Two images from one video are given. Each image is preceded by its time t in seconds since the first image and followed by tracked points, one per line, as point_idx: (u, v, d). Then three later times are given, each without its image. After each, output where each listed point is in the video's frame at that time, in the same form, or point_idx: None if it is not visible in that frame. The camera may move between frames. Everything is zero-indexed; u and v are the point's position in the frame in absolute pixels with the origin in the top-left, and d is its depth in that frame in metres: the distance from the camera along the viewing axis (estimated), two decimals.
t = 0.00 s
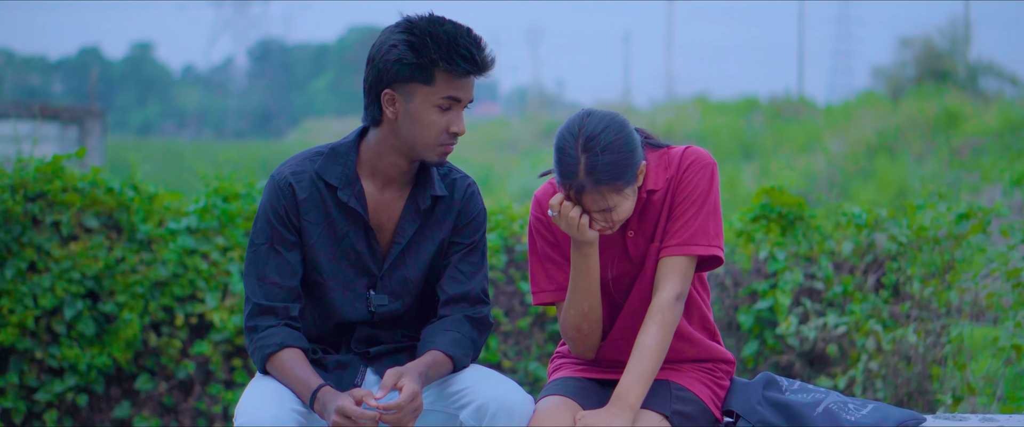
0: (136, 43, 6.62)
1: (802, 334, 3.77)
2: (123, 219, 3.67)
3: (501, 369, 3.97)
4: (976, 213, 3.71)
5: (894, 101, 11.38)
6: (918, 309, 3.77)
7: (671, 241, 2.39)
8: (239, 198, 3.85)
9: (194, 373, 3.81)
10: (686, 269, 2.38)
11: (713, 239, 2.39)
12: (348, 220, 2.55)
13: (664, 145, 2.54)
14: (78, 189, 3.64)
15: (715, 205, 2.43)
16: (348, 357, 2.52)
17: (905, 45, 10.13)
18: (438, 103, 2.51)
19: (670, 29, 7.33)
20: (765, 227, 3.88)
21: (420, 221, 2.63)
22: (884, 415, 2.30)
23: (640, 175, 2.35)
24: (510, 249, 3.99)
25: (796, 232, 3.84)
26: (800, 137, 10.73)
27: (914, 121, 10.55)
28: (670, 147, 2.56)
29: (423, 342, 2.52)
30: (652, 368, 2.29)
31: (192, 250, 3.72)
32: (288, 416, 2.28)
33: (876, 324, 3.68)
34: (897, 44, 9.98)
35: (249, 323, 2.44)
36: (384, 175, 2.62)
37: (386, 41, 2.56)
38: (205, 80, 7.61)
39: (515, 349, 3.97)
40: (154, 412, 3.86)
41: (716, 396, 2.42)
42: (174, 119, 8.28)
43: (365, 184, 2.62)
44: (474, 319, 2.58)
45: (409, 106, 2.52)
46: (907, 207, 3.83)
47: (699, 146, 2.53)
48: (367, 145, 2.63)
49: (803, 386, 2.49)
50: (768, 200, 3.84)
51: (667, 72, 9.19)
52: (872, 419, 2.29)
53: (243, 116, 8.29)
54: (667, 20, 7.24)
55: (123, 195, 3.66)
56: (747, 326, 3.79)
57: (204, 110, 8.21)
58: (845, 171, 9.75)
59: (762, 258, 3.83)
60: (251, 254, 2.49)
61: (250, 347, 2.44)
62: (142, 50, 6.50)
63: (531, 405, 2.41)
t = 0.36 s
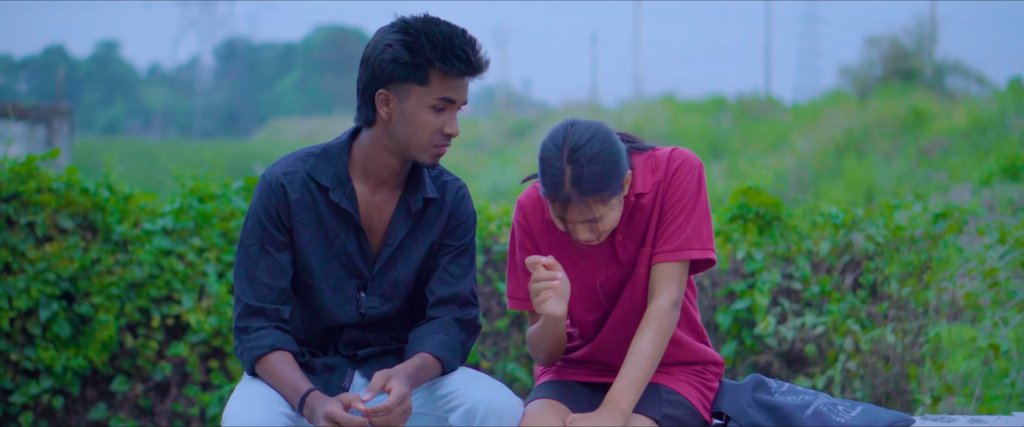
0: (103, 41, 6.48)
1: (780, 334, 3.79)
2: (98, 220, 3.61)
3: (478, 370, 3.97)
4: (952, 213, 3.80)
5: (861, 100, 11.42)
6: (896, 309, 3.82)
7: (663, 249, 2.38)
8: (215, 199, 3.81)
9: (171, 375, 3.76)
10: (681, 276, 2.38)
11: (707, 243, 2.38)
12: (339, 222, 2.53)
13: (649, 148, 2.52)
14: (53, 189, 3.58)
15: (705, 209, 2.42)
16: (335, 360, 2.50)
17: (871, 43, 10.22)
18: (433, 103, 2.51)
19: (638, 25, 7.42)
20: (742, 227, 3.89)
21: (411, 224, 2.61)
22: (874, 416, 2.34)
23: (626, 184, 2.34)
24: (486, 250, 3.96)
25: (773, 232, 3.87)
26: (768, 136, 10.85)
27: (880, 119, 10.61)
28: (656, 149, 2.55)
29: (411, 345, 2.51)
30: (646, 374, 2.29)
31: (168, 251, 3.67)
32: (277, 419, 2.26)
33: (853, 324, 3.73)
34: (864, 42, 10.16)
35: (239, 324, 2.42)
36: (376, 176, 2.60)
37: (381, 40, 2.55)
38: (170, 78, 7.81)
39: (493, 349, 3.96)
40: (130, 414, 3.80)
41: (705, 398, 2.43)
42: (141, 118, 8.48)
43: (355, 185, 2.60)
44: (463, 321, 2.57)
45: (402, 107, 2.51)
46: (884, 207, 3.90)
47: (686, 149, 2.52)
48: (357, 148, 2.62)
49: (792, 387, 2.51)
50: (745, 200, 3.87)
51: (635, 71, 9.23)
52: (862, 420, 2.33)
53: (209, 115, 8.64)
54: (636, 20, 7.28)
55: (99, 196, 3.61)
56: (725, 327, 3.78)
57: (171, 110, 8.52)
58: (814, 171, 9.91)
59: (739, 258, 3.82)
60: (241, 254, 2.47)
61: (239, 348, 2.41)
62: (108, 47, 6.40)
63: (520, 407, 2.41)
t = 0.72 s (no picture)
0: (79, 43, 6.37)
1: (768, 337, 3.82)
2: (84, 221, 3.58)
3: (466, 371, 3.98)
4: (940, 215, 3.82)
5: (840, 101, 11.48)
6: (884, 311, 3.86)
7: (668, 260, 2.37)
8: (201, 200, 3.80)
9: (157, 376, 3.73)
10: (688, 287, 2.38)
11: (713, 251, 2.38)
12: (338, 226, 2.52)
13: (644, 154, 2.51)
14: (37, 191, 3.53)
15: (706, 219, 2.41)
16: (334, 363, 2.49)
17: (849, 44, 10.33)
18: (429, 109, 2.50)
19: (615, 26, 7.45)
20: (730, 229, 3.89)
21: (410, 228, 2.60)
22: (873, 420, 2.36)
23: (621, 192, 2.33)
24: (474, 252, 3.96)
25: (761, 234, 3.89)
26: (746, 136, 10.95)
27: (860, 120, 10.68)
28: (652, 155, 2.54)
29: (410, 348, 2.50)
30: (654, 384, 2.29)
31: (154, 253, 3.64)
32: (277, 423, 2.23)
33: (842, 326, 3.74)
34: (842, 43, 10.21)
35: (237, 327, 2.41)
36: (375, 180, 2.60)
37: (381, 45, 2.56)
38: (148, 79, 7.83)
39: (480, 351, 3.96)
40: (117, 416, 3.77)
41: (705, 403, 2.41)
42: (118, 118, 8.43)
43: (354, 189, 2.59)
44: (462, 324, 2.56)
45: (399, 112, 2.51)
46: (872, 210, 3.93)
47: (683, 156, 2.50)
48: (356, 152, 2.61)
49: (791, 391, 2.53)
50: (733, 202, 3.87)
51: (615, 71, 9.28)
52: (862, 425, 2.34)
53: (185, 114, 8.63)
54: (613, 23, 7.35)
55: (84, 197, 3.57)
56: (714, 329, 3.77)
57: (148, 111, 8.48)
58: (792, 170, 9.98)
59: (727, 260, 3.82)
60: (239, 258, 2.45)
61: (237, 352, 2.40)
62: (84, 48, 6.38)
63: (519, 411, 2.40)
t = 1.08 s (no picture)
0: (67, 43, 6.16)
1: (767, 338, 3.82)
2: (81, 223, 3.56)
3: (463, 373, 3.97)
4: (938, 216, 3.80)
5: (830, 101, 11.45)
6: (882, 312, 3.87)
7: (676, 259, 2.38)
8: (198, 202, 3.78)
9: (154, 379, 3.71)
10: (695, 286, 2.39)
11: (722, 250, 2.38)
12: (344, 228, 2.52)
13: (657, 148, 2.50)
14: (34, 193, 3.51)
15: (714, 217, 2.41)
16: (342, 366, 2.49)
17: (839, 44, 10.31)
18: (424, 105, 2.50)
19: (605, 27, 7.41)
20: (728, 230, 3.88)
21: (417, 230, 2.60)
22: (883, 422, 2.32)
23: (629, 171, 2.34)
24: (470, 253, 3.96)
25: (759, 235, 3.89)
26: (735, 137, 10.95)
27: (849, 121, 10.73)
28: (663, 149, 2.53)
29: (418, 351, 2.49)
30: (660, 384, 2.29)
31: (152, 255, 3.63)
32: None
33: (841, 327, 3.77)
34: (833, 44, 10.21)
35: (244, 332, 2.40)
36: (379, 182, 2.59)
37: (377, 44, 2.59)
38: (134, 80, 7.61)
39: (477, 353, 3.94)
40: (114, 418, 3.75)
41: (714, 405, 2.41)
42: (107, 119, 8.37)
43: (360, 193, 2.59)
44: (470, 327, 2.56)
45: (396, 109, 2.52)
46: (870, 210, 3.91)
47: (693, 153, 2.50)
48: (362, 154, 2.60)
49: (800, 393, 2.50)
50: (730, 203, 3.84)
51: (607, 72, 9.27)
52: None
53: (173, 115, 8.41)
54: (603, 24, 7.35)
55: (81, 199, 3.55)
56: (712, 330, 3.77)
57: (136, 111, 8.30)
58: (782, 171, 9.99)
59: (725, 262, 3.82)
60: (246, 262, 2.44)
61: (245, 356, 2.39)
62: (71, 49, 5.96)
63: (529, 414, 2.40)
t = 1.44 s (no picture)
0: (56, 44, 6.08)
1: (762, 338, 3.83)
2: (75, 225, 3.55)
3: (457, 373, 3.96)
4: (933, 217, 3.81)
5: (820, 101, 11.46)
6: (877, 312, 3.88)
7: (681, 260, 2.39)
8: (192, 203, 3.77)
9: (149, 381, 3.70)
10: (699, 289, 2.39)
11: (726, 255, 2.39)
12: (341, 229, 2.52)
13: (666, 149, 2.51)
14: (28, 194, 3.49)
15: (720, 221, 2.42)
16: (343, 369, 2.48)
17: (829, 44, 10.33)
18: (403, 95, 2.50)
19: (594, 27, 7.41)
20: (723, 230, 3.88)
21: (415, 229, 2.59)
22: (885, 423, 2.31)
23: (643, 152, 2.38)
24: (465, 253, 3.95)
25: (754, 235, 3.89)
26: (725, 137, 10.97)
27: (839, 120, 10.77)
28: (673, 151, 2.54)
29: (420, 354, 2.49)
30: (662, 385, 2.29)
31: (146, 256, 3.61)
32: None
33: (836, 328, 3.78)
34: (823, 44, 10.23)
35: (244, 335, 2.40)
36: (375, 182, 2.59)
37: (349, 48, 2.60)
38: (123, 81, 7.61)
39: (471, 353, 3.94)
40: (108, 420, 3.73)
41: (716, 407, 2.42)
42: (95, 120, 8.20)
43: (359, 196, 2.59)
44: (470, 329, 2.55)
45: (379, 107, 2.52)
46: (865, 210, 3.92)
47: (701, 155, 2.51)
48: (356, 157, 2.61)
49: (803, 396, 2.49)
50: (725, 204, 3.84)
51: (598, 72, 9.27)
52: None
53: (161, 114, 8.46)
54: (592, 25, 7.35)
55: (75, 200, 3.54)
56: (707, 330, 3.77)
57: (124, 112, 8.24)
58: (771, 171, 10.01)
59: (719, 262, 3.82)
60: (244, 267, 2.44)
61: (246, 360, 2.39)
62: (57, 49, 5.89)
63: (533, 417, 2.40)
